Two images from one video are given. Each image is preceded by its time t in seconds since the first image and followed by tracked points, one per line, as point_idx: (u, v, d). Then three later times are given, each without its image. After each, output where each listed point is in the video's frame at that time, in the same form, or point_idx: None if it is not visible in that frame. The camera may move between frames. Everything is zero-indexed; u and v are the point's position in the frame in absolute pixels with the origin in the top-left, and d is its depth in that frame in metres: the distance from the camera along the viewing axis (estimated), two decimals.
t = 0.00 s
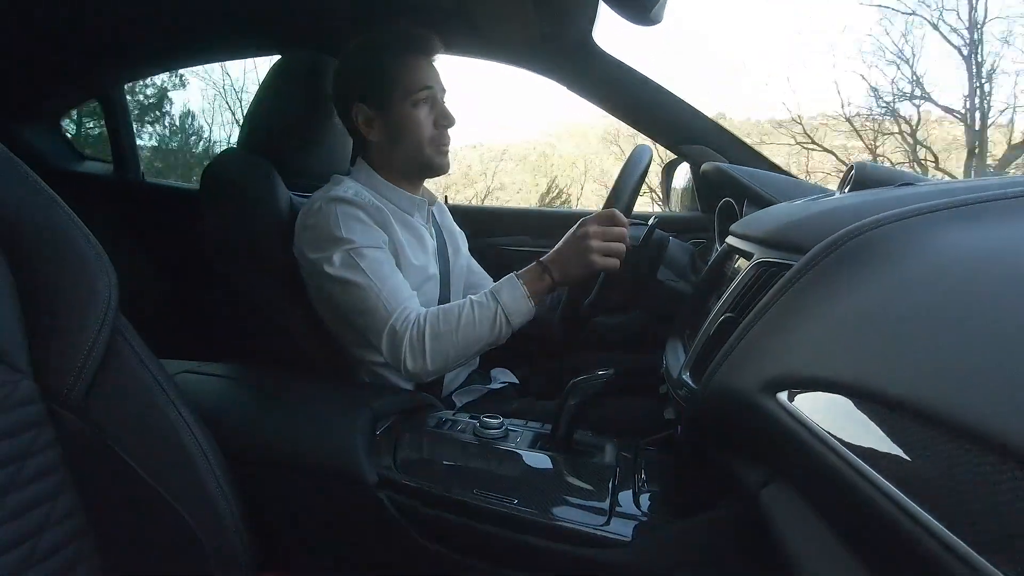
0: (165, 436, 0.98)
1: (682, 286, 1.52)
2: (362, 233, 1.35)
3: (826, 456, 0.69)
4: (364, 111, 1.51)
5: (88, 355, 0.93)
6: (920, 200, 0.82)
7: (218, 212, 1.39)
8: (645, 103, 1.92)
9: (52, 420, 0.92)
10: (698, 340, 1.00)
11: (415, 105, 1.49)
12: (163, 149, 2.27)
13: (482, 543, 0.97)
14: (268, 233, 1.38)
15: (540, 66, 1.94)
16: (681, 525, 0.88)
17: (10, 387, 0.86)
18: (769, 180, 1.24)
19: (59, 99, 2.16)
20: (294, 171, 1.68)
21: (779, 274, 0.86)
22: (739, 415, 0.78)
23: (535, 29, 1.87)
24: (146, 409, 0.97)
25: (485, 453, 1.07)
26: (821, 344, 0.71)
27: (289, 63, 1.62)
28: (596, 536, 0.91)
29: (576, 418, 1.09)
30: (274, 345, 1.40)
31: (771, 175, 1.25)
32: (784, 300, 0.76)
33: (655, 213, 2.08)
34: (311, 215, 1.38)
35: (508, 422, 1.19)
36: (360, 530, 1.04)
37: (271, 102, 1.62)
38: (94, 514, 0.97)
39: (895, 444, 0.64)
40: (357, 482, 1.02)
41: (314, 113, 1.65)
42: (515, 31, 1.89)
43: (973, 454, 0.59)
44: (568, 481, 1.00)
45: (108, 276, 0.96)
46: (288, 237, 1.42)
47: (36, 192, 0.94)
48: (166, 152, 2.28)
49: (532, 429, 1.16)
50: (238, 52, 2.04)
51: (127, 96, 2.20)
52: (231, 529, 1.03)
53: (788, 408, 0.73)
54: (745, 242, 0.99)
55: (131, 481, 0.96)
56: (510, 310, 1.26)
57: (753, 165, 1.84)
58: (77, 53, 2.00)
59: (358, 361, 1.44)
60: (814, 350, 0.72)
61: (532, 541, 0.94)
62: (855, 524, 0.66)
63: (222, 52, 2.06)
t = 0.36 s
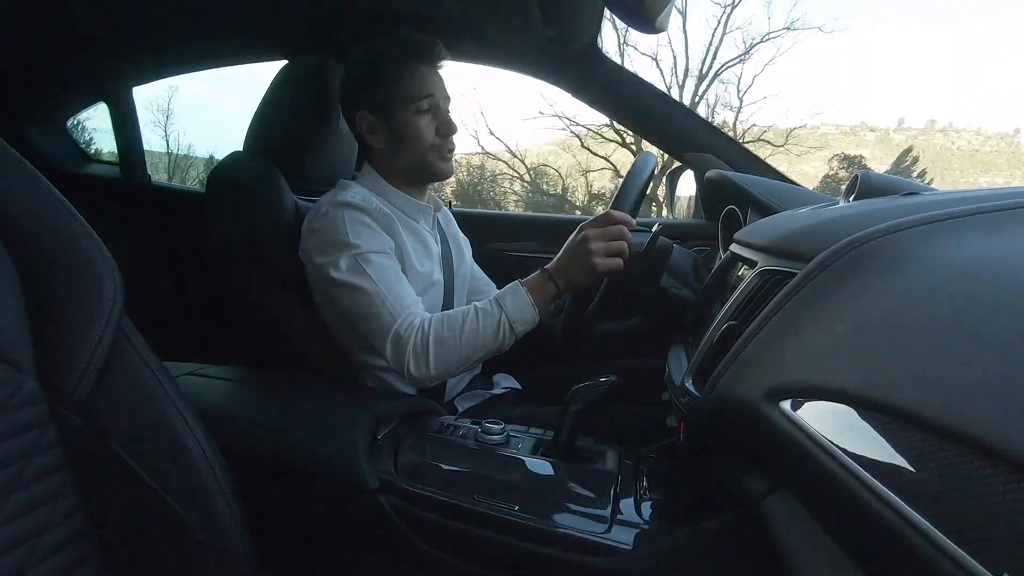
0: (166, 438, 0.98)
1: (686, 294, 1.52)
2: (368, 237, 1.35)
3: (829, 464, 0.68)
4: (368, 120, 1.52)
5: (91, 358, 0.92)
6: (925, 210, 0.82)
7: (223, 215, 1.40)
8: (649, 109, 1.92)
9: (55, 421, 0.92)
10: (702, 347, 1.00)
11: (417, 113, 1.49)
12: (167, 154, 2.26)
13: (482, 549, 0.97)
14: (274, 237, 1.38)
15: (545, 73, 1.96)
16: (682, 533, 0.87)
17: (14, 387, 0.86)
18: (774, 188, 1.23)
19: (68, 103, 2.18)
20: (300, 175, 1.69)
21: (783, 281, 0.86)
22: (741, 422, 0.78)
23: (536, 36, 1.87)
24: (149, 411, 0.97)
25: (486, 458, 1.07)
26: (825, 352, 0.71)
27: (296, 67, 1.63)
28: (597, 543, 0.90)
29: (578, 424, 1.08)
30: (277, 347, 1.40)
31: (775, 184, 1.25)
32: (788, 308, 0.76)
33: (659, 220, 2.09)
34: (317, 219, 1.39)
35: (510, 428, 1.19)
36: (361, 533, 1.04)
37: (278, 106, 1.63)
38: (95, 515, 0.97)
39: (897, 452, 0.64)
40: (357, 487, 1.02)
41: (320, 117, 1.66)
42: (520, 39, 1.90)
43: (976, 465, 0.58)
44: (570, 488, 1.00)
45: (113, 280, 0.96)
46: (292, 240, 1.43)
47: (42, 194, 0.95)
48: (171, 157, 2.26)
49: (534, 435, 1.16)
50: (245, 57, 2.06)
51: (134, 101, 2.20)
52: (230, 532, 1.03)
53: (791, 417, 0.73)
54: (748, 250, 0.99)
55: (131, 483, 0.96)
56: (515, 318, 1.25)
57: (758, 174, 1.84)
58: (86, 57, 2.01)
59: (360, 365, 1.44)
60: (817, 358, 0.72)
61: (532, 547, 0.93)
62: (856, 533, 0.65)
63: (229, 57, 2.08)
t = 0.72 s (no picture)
0: (164, 436, 0.98)
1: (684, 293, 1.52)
2: (365, 236, 1.35)
3: (826, 465, 0.68)
4: (376, 118, 1.52)
5: (87, 356, 0.92)
6: (923, 211, 0.82)
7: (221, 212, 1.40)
8: (647, 108, 1.92)
9: (52, 418, 0.92)
10: (699, 347, 1.00)
11: (427, 116, 1.49)
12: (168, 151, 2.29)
13: (479, 547, 0.97)
14: (273, 235, 1.38)
15: (546, 72, 1.97)
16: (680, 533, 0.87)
17: (10, 385, 0.86)
18: (775, 189, 1.23)
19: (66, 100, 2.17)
20: (299, 173, 1.69)
21: (781, 281, 0.86)
22: (738, 422, 0.78)
23: (534, 34, 1.87)
24: (147, 409, 0.97)
25: (483, 457, 1.07)
26: (822, 353, 0.71)
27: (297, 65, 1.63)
28: (594, 543, 0.90)
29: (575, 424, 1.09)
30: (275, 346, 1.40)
31: (774, 184, 1.25)
32: (785, 309, 0.76)
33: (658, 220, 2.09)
34: (316, 218, 1.39)
35: (508, 427, 1.19)
36: (358, 532, 1.04)
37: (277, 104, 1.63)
38: (92, 512, 0.96)
39: (890, 448, 0.64)
40: (354, 486, 1.02)
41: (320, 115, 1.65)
42: (522, 37, 1.91)
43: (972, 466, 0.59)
44: (567, 487, 1.00)
45: (110, 279, 0.95)
46: (289, 238, 1.43)
47: (41, 191, 0.95)
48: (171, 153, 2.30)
49: (532, 434, 1.16)
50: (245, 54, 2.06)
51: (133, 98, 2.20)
52: (228, 530, 1.03)
53: (788, 417, 0.73)
54: (747, 250, 0.99)
55: (129, 480, 0.96)
56: (511, 320, 1.25)
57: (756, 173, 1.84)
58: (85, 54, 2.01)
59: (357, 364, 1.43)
60: (812, 359, 0.72)
61: (529, 546, 0.93)
62: (852, 535, 0.66)
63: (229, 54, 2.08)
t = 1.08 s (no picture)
0: (155, 448, 0.97)
1: (680, 304, 1.52)
2: (361, 247, 1.35)
3: (821, 477, 0.68)
4: (367, 128, 1.53)
5: (81, 362, 0.91)
6: (917, 224, 0.83)
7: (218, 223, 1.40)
8: (643, 119, 1.95)
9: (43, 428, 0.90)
10: (695, 359, 1.00)
11: (419, 128, 1.50)
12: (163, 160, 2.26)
13: (474, 560, 0.96)
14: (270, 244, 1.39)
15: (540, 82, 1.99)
16: (675, 547, 0.87)
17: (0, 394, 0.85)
18: (769, 201, 1.24)
19: (63, 109, 2.17)
20: (296, 182, 1.68)
21: (777, 293, 0.87)
22: (734, 434, 0.78)
23: (535, 45, 1.92)
24: (138, 419, 0.96)
25: (478, 469, 1.06)
26: (818, 366, 0.71)
27: (296, 76, 1.64)
28: (589, 556, 0.89)
29: (570, 437, 1.11)
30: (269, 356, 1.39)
31: (769, 196, 1.26)
32: (783, 320, 0.76)
33: (654, 232, 2.10)
34: (311, 229, 1.38)
35: (503, 439, 1.18)
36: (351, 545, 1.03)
37: (275, 114, 1.64)
38: (81, 524, 0.95)
39: (888, 463, 0.63)
40: (348, 497, 1.01)
41: (317, 125, 1.66)
42: (521, 47, 1.94)
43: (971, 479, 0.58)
44: (563, 500, 0.99)
45: (104, 287, 0.94)
46: (285, 247, 1.42)
47: (37, 197, 0.95)
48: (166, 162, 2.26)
49: (526, 446, 1.16)
50: (244, 65, 2.07)
51: (129, 105, 2.18)
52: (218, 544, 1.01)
53: (784, 429, 0.72)
54: (743, 261, 1.00)
55: (119, 492, 0.95)
56: (505, 335, 1.26)
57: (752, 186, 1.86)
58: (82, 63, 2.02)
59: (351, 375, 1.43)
60: (810, 371, 0.71)
61: (524, 559, 0.93)
62: (847, 549, 0.65)
63: (227, 65, 2.08)
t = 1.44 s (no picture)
0: (148, 452, 0.96)
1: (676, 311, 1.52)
2: (357, 252, 1.34)
3: (817, 485, 0.68)
4: (364, 135, 1.53)
5: (75, 365, 0.91)
6: (913, 232, 0.83)
7: (214, 227, 1.40)
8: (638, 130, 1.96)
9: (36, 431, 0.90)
10: (691, 366, 1.00)
11: (414, 134, 1.50)
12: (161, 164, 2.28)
13: (470, 566, 0.95)
14: (266, 249, 1.38)
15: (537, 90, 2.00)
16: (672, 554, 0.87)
17: None
18: (765, 208, 1.25)
19: (59, 113, 2.16)
20: (292, 187, 1.68)
21: (773, 300, 0.87)
22: (730, 441, 0.78)
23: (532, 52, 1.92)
24: (131, 423, 0.95)
25: (473, 475, 1.06)
26: (814, 373, 0.71)
27: (294, 81, 1.65)
28: (585, 563, 0.89)
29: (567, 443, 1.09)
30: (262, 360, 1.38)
31: (764, 204, 1.26)
32: (779, 327, 0.76)
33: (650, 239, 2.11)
34: (308, 234, 1.38)
35: (499, 445, 1.18)
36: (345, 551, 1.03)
37: (273, 120, 1.64)
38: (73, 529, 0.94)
39: (884, 470, 0.64)
40: (342, 503, 1.00)
41: (315, 131, 1.66)
42: (519, 55, 1.95)
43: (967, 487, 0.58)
44: (559, 506, 0.99)
45: (99, 289, 0.94)
46: (281, 253, 1.42)
47: (32, 199, 0.94)
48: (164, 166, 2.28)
49: (522, 452, 1.16)
50: (241, 71, 2.07)
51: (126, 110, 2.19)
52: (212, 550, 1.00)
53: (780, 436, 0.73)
54: (739, 269, 1.00)
55: (112, 496, 0.94)
56: (500, 342, 1.26)
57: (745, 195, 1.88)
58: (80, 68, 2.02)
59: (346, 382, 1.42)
60: (808, 376, 0.71)
61: (520, 565, 0.92)
62: (844, 555, 0.65)
63: (224, 70, 2.09)
